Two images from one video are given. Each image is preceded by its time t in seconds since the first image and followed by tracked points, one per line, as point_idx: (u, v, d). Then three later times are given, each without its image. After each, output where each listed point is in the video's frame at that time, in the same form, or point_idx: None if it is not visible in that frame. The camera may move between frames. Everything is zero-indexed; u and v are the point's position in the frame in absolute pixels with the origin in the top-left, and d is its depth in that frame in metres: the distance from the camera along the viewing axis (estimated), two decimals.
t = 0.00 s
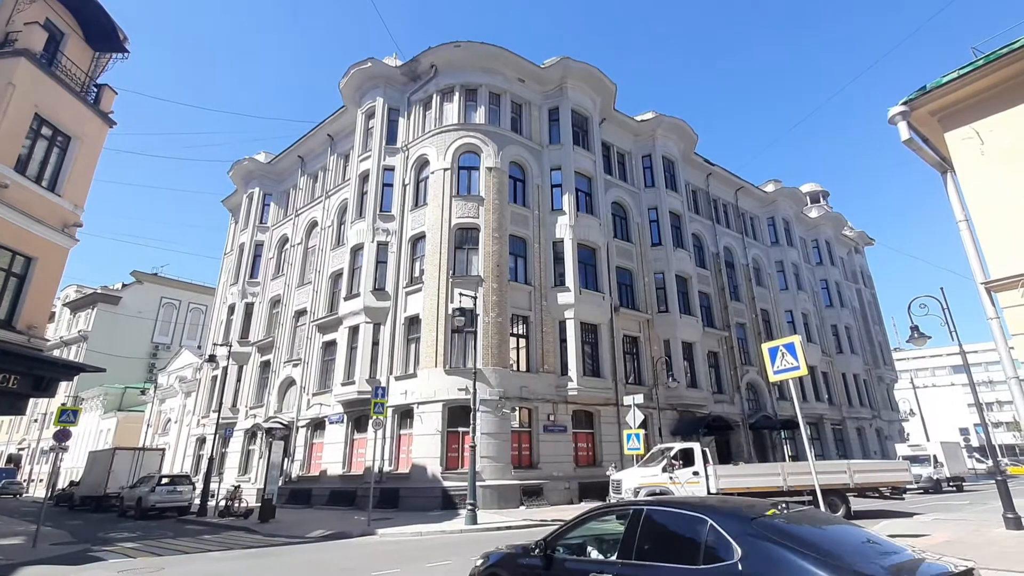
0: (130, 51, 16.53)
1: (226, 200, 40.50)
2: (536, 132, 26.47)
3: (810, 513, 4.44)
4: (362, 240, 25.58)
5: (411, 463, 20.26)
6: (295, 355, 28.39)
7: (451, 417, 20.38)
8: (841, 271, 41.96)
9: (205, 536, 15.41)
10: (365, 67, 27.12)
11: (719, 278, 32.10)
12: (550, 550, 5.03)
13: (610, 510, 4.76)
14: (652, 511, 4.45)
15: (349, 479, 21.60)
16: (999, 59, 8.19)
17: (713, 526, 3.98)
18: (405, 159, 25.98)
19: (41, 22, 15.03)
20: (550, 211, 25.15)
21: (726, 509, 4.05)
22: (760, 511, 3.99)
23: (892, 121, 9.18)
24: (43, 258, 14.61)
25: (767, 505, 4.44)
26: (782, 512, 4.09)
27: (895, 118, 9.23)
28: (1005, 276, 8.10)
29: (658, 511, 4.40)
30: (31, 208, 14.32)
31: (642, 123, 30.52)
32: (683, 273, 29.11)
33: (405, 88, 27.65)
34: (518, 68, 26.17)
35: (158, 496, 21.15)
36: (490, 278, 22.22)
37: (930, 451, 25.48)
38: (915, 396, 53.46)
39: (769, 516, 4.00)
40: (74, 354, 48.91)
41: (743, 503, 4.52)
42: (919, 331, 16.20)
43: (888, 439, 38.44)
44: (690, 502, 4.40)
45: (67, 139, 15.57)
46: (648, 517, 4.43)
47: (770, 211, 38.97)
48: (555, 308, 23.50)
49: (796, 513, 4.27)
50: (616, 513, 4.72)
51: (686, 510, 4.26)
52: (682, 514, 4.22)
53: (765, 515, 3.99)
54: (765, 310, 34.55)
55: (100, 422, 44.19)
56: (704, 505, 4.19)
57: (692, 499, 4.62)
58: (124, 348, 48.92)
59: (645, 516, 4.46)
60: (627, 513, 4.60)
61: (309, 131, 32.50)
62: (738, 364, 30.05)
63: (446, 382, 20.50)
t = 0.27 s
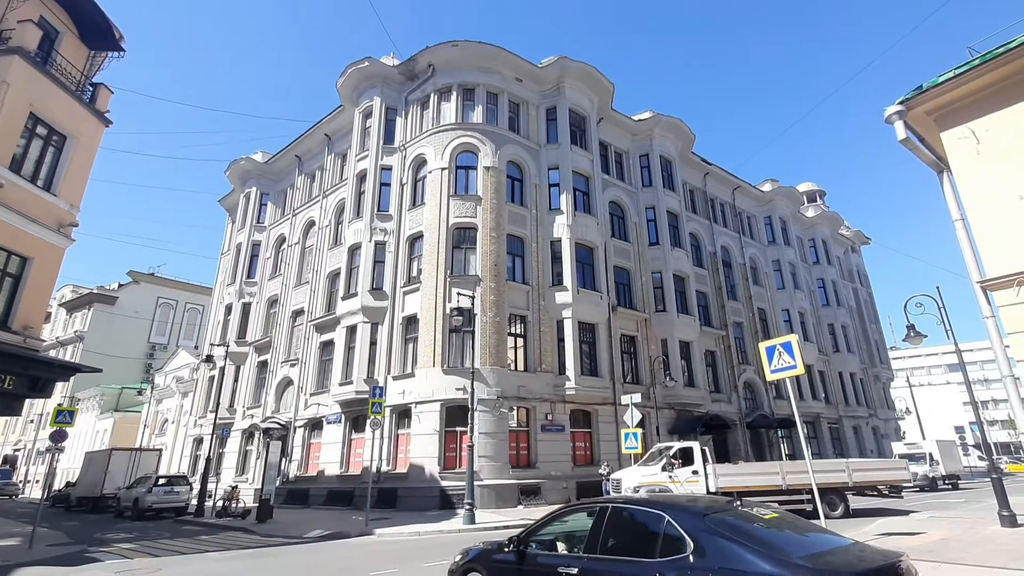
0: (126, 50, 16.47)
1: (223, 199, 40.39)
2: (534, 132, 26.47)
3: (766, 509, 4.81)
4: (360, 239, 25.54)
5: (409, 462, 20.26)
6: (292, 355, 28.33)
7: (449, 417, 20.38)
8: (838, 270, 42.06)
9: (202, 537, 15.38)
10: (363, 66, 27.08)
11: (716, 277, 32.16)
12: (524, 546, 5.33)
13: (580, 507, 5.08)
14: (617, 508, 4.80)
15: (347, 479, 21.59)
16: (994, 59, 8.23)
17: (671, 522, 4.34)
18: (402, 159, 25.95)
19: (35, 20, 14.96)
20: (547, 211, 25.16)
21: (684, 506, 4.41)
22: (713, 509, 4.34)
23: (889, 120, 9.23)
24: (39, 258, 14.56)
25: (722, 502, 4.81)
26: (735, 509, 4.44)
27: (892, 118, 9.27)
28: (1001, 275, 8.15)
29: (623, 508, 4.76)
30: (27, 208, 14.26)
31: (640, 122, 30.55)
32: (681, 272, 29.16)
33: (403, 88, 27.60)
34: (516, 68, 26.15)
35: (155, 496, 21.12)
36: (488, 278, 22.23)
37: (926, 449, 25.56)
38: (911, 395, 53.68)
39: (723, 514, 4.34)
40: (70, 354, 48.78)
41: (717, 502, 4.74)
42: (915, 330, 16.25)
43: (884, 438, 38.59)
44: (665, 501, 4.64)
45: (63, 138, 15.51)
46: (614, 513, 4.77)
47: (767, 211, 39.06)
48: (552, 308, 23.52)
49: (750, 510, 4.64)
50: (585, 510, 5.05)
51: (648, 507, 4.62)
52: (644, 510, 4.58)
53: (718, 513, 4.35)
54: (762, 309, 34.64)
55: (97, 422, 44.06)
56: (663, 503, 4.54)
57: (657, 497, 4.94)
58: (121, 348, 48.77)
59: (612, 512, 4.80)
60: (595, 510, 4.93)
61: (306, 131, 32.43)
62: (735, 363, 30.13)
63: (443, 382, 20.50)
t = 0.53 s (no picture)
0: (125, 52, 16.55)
1: (223, 201, 40.48)
2: (533, 134, 26.55)
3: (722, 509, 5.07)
4: (360, 242, 25.60)
5: (408, 465, 20.27)
6: (292, 357, 28.36)
7: (448, 419, 20.40)
8: (837, 272, 42.12)
9: (201, 539, 15.39)
10: (363, 69, 27.18)
11: (715, 279, 32.21)
12: (498, 546, 5.50)
13: (551, 509, 5.31)
14: (585, 508, 5.05)
15: (346, 482, 21.59)
16: (993, 62, 8.29)
17: (632, 522, 4.59)
18: (402, 161, 26.01)
19: (34, 22, 15.01)
20: (547, 213, 25.22)
21: (644, 507, 4.66)
22: (672, 509, 4.60)
23: (887, 123, 9.28)
24: (38, 260, 14.61)
25: (682, 502, 5.06)
26: (692, 510, 4.69)
27: (890, 121, 9.32)
28: (999, 278, 8.19)
29: (590, 508, 5.01)
30: (26, 210, 14.31)
31: (639, 125, 30.64)
32: (679, 274, 29.20)
33: (403, 91, 27.69)
34: (515, 70, 26.25)
35: (154, 499, 21.13)
36: (487, 280, 22.27)
37: (924, 451, 25.60)
38: (909, 397, 53.77)
39: (681, 515, 4.60)
40: (70, 356, 48.79)
41: (689, 505, 4.89)
42: (912, 332, 16.29)
43: (883, 440, 38.61)
44: (637, 505, 4.81)
45: (62, 140, 15.58)
46: (581, 514, 5.02)
47: (766, 213, 39.13)
48: (551, 310, 23.56)
49: (708, 510, 4.89)
50: (556, 512, 5.27)
51: (612, 507, 4.88)
52: (609, 511, 4.84)
53: (677, 513, 4.60)
54: (760, 311, 34.68)
55: (96, 425, 44.05)
56: (625, 503, 4.79)
57: (624, 500, 5.17)
58: (121, 351, 48.79)
59: (580, 513, 5.05)
60: (565, 511, 5.17)
61: (306, 133, 32.52)
62: (734, 365, 30.16)
63: (442, 384, 20.53)
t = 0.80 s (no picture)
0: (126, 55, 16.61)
1: (224, 203, 40.60)
2: (534, 135, 26.60)
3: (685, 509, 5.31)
4: (360, 243, 25.67)
5: (409, 466, 20.31)
6: (293, 358, 28.40)
7: (449, 420, 20.42)
8: (837, 271, 42.11)
9: (203, 541, 15.42)
10: (363, 71, 27.25)
11: (716, 280, 32.22)
12: (476, 544, 5.73)
13: (525, 509, 5.54)
14: (555, 509, 5.29)
15: (347, 483, 21.62)
16: (993, 62, 8.30)
17: (598, 521, 4.84)
18: (403, 163, 26.06)
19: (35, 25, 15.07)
20: (547, 214, 25.26)
21: (610, 507, 4.90)
22: (635, 509, 4.84)
23: (887, 123, 9.30)
24: (40, 263, 14.66)
25: (646, 501, 5.31)
26: (654, 509, 4.94)
27: (890, 121, 9.35)
28: (999, 277, 8.20)
29: (560, 508, 5.24)
30: (28, 213, 14.36)
31: (639, 125, 30.67)
32: (680, 275, 29.21)
33: (403, 92, 27.74)
34: (516, 71, 26.29)
35: (156, 501, 21.18)
36: (488, 281, 22.32)
37: (925, 451, 25.60)
38: (910, 396, 53.74)
39: (644, 515, 4.84)
40: (72, 359, 48.95)
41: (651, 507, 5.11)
42: (913, 332, 16.29)
43: (884, 440, 38.59)
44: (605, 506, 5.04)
45: (64, 143, 15.65)
46: (552, 513, 5.26)
47: (766, 213, 39.14)
48: (552, 311, 23.60)
49: (670, 510, 5.14)
50: (530, 512, 5.51)
51: (580, 507, 5.13)
52: (577, 511, 5.08)
53: (639, 513, 4.85)
54: (761, 311, 34.68)
55: (98, 427, 44.13)
56: (591, 504, 5.04)
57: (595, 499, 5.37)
58: (122, 353, 48.91)
59: (551, 513, 5.29)
60: (538, 511, 5.40)
61: (307, 135, 32.59)
62: (735, 365, 30.16)
63: (444, 385, 20.57)
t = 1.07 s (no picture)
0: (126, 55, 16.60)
1: (224, 203, 40.61)
2: (533, 135, 26.57)
3: (646, 507, 5.63)
4: (361, 243, 25.67)
5: (411, 465, 20.32)
6: (294, 358, 28.41)
7: (450, 420, 20.44)
8: (837, 270, 42.10)
9: (205, 541, 15.44)
10: (363, 70, 27.23)
11: (716, 278, 32.22)
12: (451, 540, 6.03)
13: (497, 507, 5.84)
14: (525, 507, 5.60)
15: (349, 482, 21.64)
16: (992, 60, 8.30)
17: (563, 518, 5.15)
18: (403, 162, 26.05)
19: (34, 25, 15.05)
20: (547, 213, 25.25)
21: (575, 505, 5.21)
22: (598, 506, 5.16)
23: (887, 122, 9.30)
24: (40, 264, 14.67)
25: (608, 499, 5.62)
26: (615, 507, 5.25)
27: (890, 120, 9.35)
28: (1000, 275, 8.18)
29: (530, 507, 5.55)
30: (28, 214, 14.38)
31: (639, 124, 30.65)
32: (680, 274, 29.20)
33: (403, 91, 27.72)
34: (515, 71, 26.26)
35: (158, 501, 21.20)
36: (489, 280, 22.32)
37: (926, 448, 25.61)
38: (911, 394, 53.71)
39: (607, 512, 5.15)
40: (73, 359, 48.98)
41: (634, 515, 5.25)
42: (914, 330, 16.29)
43: (885, 438, 38.60)
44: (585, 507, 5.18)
45: (64, 144, 15.65)
46: (523, 511, 5.57)
47: (766, 212, 39.11)
48: (553, 310, 23.60)
49: (629, 507, 5.46)
50: (502, 510, 5.81)
51: (547, 506, 5.44)
52: (545, 509, 5.38)
53: (602, 510, 5.17)
54: (761, 310, 34.67)
55: (99, 427, 44.16)
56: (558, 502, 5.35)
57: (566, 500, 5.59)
58: (123, 353, 48.94)
59: (521, 511, 5.59)
60: (509, 510, 5.71)
61: (307, 135, 32.57)
62: (735, 364, 30.17)
63: (444, 385, 20.58)
